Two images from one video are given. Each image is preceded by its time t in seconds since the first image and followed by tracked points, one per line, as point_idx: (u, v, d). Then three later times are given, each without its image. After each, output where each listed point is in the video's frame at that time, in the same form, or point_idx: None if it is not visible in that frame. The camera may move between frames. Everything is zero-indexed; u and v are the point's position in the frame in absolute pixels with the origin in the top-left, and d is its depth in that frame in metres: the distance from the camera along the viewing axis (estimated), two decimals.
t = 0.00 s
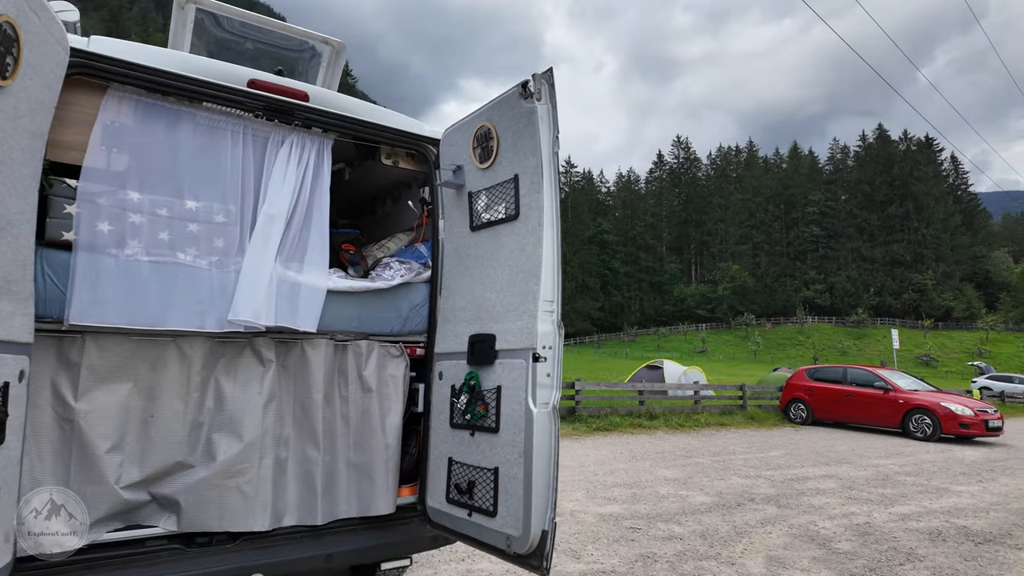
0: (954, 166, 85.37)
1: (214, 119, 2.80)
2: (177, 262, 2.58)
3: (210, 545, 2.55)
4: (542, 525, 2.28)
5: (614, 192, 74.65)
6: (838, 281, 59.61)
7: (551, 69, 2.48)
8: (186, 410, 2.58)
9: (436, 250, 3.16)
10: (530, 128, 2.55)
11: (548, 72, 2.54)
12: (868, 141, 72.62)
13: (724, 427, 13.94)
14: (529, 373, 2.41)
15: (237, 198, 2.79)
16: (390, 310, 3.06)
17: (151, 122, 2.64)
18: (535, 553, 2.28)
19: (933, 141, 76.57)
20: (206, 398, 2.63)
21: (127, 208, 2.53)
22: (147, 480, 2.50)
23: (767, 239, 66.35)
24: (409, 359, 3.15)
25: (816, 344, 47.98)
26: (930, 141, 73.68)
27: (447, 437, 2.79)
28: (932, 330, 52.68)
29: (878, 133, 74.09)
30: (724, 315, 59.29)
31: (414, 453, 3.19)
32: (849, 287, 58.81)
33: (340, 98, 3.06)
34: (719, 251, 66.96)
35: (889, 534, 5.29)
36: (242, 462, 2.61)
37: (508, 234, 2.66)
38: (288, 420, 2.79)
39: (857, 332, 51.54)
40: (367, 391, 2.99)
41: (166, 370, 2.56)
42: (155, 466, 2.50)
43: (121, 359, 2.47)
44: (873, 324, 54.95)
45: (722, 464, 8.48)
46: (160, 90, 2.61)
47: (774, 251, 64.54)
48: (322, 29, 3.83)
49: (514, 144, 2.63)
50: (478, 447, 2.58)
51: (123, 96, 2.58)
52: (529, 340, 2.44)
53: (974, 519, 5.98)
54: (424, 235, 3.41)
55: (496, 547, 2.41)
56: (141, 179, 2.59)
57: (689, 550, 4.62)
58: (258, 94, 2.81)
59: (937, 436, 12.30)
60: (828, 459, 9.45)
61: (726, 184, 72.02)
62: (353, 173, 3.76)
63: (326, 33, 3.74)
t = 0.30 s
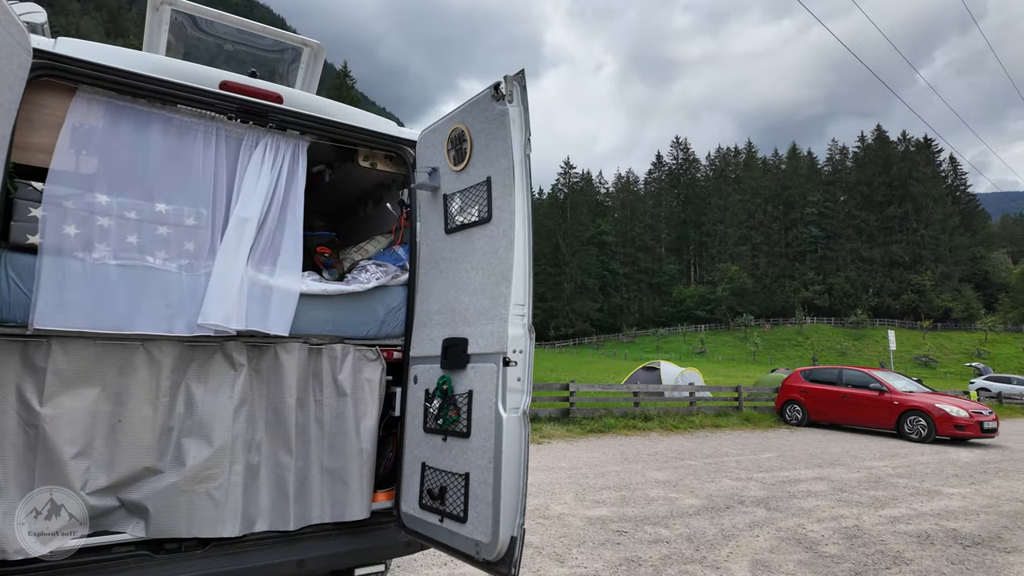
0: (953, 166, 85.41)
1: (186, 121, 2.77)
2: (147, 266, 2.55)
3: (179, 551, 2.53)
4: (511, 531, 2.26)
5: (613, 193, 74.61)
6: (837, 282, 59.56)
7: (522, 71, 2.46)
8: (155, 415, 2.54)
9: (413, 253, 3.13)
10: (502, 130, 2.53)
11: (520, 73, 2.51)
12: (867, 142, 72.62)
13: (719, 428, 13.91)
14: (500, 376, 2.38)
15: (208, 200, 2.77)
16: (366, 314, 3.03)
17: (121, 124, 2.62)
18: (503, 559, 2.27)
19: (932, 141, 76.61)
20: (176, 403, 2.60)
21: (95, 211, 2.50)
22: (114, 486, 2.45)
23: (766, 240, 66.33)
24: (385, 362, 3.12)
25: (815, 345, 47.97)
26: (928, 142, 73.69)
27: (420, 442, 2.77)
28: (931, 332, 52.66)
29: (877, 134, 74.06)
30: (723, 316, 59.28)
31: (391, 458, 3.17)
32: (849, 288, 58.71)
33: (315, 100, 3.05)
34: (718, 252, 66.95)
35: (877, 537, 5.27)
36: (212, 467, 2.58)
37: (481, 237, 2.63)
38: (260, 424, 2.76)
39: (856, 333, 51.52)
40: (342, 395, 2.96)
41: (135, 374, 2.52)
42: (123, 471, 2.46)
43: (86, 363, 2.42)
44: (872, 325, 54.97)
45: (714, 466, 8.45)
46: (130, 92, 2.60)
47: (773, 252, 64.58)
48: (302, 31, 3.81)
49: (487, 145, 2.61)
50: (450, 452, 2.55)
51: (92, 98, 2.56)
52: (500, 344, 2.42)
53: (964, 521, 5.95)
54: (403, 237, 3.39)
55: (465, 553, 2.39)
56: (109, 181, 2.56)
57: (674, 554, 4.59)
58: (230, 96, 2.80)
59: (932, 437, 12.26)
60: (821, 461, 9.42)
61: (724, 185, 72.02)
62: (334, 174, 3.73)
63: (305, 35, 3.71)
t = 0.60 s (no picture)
0: (956, 168, 85.13)
1: (162, 126, 2.78)
2: (121, 269, 2.56)
3: (152, 556, 2.52)
4: (480, 536, 2.26)
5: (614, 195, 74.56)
6: (840, 284, 59.36)
7: (495, 75, 2.47)
8: (130, 420, 2.52)
9: (392, 257, 3.13)
10: (475, 133, 2.53)
11: (493, 77, 2.52)
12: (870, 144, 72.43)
13: (718, 431, 13.86)
14: (471, 381, 2.38)
15: (184, 205, 2.77)
16: (343, 317, 3.03)
17: (96, 128, 2.62)
18: (473, 564, 2.26)
19: (935, 143, 76.35)
20: (151, 407, 2.59)
21: (69, 215, 2.51)
22: (88, 491, 2.43)
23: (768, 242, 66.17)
24: (364, 366, 3.12)
25: (818, 347, 47.79)
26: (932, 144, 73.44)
27: (396, 446, 2.75)
28: (935, 334, 52.42)
29: (880, 136, 73.85)
30: (725, 318, 59.11)
31: (370, 462, 3.16)
32: (852, 290, 58.45)
33: (292, 104, 3.06)
34: (720, 254, 66.80)
35: (868, 542, 5.24)
36: (186, 472, 2.58)
37: (456, 240, 2.62)
38: (237, 428, 2.75)
39: (859, 336, 51.31)
40: (319, 399, 2.96)
41: (109, 378, 2.50)
42: (96, 476, 2.44)
43: (61, 367, 2.41)
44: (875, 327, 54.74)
45: (709, 470, 8.42)
46: (107, 97, 2.62)
47: (775, 254, 64.41)
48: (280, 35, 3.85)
49: (461, 149, 2.60)
50: (424, 456, 2.54)
51: (68, 103, 2.57)
52: (471, 348, 2.41)
53: (958, 526, 5.91)
54: (383, 241, 3.38)
55: (437, 557, 2.38)
56: (84, 186, 2.57)
57: (662, 558, 4.58)
58: (206, 101, 2.81)
59: (932, 441, 12.18)
60: (818, 464, 9.38)
61: (726, 187, 71.87)
62: (317, 178, 3.76)
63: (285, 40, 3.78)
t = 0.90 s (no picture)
0: (962, 169, 84.71)
1: (146, 128, 2.80)
2: (104, 271, 2.57)
3: (134, 556, 2.53)
4: (458, 537, 2.25)
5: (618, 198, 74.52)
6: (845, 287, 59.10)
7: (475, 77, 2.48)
8: (113, 420, 2.53)
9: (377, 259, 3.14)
10: (456, 135, 2.53)
11: (473, 79, 2.53)
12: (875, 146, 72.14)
13: (719, 434, 13.80)
14: (451, 382, 2.37)
15: (169, 206, 2.79)
16: (329, 319, 3.05)
17: (80, 130, 2.64)
18: (451, 565, 2.26)
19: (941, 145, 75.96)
20: (135, 407, 2.59)
21: (52, 216, 2.52)
22: (70, 491, 2.42)
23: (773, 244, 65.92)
24: (350, 367, 3.12)
25: (823, 350, 47.56)
26: (937, 145, 73.06)
27: (379, 447, 2.75)
28: (941, 337, 52.09)
29: (885, 138, 73.51)
30: (730, 321, 58.86)
31: (355, 464, 3.15)
32: (858, 293, 58.14)
33: (278, 106, 3.09)
34: (724, 257, 66.61)
35: (862, 544, 5.21)
36: (168, 472, 2.58)
37: (438, 242, 2.62)
38: (221, 429, 2.76)
39: (864, 339, 51.06)
40: (304, 400, 2.97)
41: (92, 379, 2.50)
42: (79, 476, 2.44)
43: (44, 368, 2.40)
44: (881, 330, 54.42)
45: (707, 473, 8.39)
46: (92, 100, 2.65)
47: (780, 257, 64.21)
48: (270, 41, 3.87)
49: (442, 151, 2.61)
50: (405, 457, 2.54)
51: (52, 105, 2.59)
52: (452, 349, 2.40)
53: (955, 529, 5.86)
54: (370, 243, 3.40)
55: (416, 559, 2.38)
56: (68, 188, 2.58)
57: (654, 560, 4.57)
58: (191, 103, 2.84)
59: (934, 444, 12.11)
60: (817, 467, 9.33)
61: (731, 190, 71.70)
62: (306, 180, 3.78)
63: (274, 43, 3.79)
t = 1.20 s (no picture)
0: (962, 170, 84.76)
1: (125, 122, 2.76)
2: (81, 267, 2.53)
3: (111, 556, 2.49)
4: (437, 537, 2.22)
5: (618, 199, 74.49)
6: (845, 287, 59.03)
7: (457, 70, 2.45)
8: (89, 418, 2.49)
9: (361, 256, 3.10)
10: (438, 129, 2.49)
11: (456, 72, 2.50)
12: (875, 147, 72.09)
13: (716, 435, 13.75)
14: (430, 380, 2.33)
15: (148, 201, 2.75)
16: (311, 316, 3.01)
17: (57, 124, 2.60)
18: (430, 566, 2.22)
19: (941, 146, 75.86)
20: (112, 405, 2.55)
21: (27, 211, 2.47)
22: (46, 489, 2.39)
23: (773, 245, 65.86)
24: (334, 365, 3.09)
25: (823, 351, 47.50)
26: (937, 147, 73.05)
27: (361, 446, 2.71)
28: (941, 338, 52.06)
29: (885, 139, 73.43)
30: (730, 321, 58.75)
31: (339, 463, 3.11)
32: (858, 294, 58.04)
33: (260, 101, 3.05)
34: (724, 258, 66.55)
35: (856, 545, 5.18)
36: (144, 472, 2.55)
37: (419, 237, 2.58)
38: (201, 428, 2.73)
39: (864, 340, 51.01)
40: (286, 398, 2.93)
41: (70, 376, 2.47)
42: (55, 474, 2.40)
43: (20, 364, 2.36)
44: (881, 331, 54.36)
45: (703, 473, 8.35)
46: (70, 94, 2.61)
47: (779, 257, 64.16)
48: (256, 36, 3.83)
49: (424, 144, 2.56)
50: (385, 456, 2.50)
51: (29, 99, 2.54)
52: (431, 345, 2.36)
53: (951, 530, 5.82)
54: (355, 239, 3.36)
55: (396, 559, 2.33)
56: (44, 182, 2.53)
57: (645, 560, 4.53)
58: (172, 97, 2.81)
59: (932, 444, 12.07)
60: (814, 468, 9.29)
61: (731, 191, 71.64)
62: (293, 177, 3.75)
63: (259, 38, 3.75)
